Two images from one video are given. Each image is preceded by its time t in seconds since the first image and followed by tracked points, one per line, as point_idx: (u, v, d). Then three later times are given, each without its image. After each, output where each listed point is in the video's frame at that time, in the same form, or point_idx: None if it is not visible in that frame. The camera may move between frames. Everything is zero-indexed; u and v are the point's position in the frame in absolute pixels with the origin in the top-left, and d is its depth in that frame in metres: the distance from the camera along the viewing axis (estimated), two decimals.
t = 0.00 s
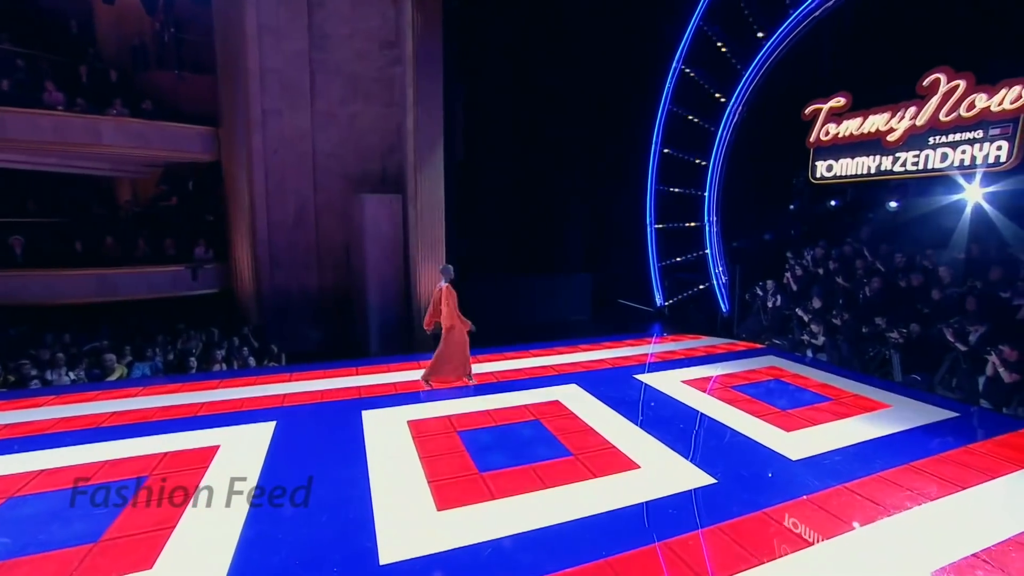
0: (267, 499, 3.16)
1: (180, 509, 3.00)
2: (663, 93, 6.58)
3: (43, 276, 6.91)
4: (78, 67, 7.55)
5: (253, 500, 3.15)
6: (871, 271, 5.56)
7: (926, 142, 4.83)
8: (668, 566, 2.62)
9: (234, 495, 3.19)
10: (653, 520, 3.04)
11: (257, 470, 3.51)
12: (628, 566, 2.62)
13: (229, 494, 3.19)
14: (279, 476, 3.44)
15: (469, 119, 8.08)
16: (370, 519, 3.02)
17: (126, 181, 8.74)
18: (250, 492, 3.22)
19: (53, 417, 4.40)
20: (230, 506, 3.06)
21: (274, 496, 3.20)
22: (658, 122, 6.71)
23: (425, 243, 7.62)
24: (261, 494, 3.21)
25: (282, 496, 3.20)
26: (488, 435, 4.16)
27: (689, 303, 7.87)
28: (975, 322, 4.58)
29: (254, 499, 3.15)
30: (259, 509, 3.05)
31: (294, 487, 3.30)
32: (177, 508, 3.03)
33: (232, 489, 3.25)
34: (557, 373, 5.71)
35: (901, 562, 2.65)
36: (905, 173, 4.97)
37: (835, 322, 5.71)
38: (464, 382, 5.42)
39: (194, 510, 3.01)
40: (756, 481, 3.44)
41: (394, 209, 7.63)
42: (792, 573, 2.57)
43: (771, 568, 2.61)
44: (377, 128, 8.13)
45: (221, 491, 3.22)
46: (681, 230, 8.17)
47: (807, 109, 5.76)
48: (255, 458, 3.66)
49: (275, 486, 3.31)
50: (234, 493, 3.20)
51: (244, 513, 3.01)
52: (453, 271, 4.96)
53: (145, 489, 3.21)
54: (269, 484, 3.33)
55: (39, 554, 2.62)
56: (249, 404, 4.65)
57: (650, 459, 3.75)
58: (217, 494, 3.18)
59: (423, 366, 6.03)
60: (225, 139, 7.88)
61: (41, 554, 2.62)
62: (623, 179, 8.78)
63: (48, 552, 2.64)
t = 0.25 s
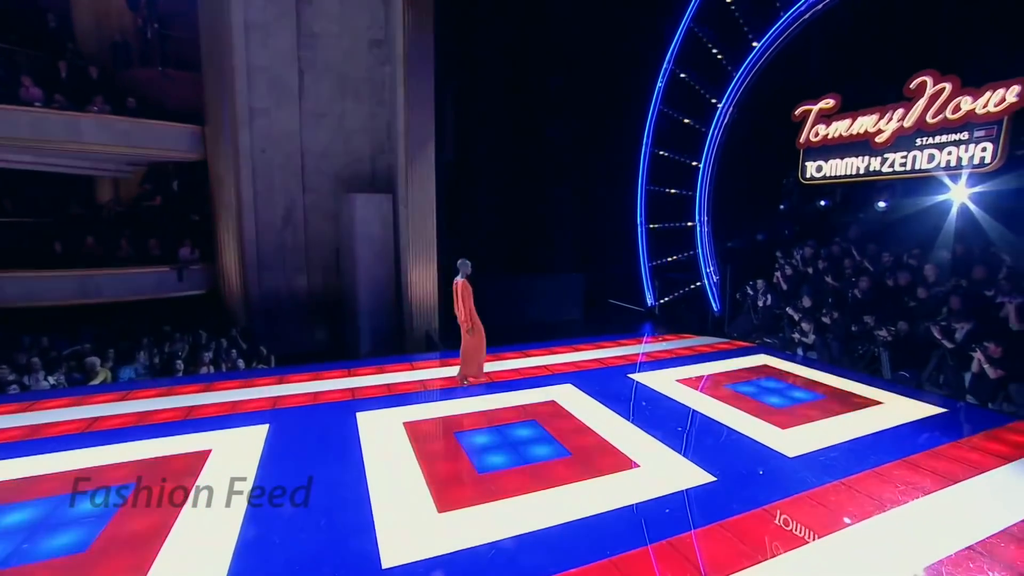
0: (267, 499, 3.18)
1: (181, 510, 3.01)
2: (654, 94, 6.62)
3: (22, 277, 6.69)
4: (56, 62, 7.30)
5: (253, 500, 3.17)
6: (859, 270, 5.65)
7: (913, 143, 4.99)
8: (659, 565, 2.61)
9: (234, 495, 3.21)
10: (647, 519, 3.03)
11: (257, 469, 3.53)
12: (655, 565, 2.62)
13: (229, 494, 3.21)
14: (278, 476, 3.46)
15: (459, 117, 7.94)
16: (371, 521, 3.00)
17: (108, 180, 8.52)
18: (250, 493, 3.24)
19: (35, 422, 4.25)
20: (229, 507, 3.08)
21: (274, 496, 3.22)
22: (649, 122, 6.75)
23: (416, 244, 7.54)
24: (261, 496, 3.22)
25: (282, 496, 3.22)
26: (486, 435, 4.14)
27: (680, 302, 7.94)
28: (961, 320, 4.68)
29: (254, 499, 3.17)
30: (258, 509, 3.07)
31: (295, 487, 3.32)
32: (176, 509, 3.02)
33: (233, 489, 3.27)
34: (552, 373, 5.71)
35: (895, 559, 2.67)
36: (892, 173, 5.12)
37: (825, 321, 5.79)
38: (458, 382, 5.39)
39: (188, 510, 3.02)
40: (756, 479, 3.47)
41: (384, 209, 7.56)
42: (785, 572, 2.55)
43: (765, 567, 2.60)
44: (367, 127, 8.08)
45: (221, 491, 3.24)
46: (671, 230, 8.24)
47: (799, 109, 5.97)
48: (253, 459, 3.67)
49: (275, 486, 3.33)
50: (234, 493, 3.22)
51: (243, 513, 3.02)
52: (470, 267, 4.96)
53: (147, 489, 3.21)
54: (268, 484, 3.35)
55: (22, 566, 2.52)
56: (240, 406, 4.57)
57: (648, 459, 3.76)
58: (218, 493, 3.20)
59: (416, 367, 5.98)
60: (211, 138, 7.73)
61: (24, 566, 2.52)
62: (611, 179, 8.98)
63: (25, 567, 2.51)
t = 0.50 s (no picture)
0: (267, 499, 3.17)
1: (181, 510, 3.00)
2: (645, 95, 6.67)
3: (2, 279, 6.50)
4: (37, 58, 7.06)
5: (253, 501, 3.15)
6: (849, 270, 5.78)
7: (902, 145, 5.09)
8: (653, 565, 2.60)
9: (234, 495, 3.19)
10: (641, 521, 3.01)
11: (256, 469, 3.51)
12: (663, 565, 2.61)
13: (229, 494, 3.19)
14: (278, 476, 3.44)
15: (452, 117, 7.84)
16: (372, 524, 2.97)
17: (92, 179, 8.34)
18: (249, 493, 3.21)
19: (18, 427, 4.11)
20: (230, 506, 3.06)
21: (275, 496, 3.21)
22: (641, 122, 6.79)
23: (409, 244, 7.50)
24: (261, 495, 3.20)
25: (282, 496, 3.20)
26: (485, 436, 4.12)
27: (672, 302, 8.00)
28: (949, 318, 4.76)
29: (254, 500, 3.15)
30: (258, 509, 3.06)
31: (295, 487, 3.30)
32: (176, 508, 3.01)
33: (232, 489, 3.25)
34: (547, 372, 5.72)
35: (890, 551, 2.73)
36: (881, 174, 5.20)
37: (817, 320, 5.87)
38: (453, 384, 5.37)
39: (186, 510, 3.01)
40: (755, 476, 3.52)
41: (376, 209, 7.50)
42: (779, 572, 2.55)
43: (760, 566, 2.60)
44: (358, 127, 8.02)
45: (221, 491, 3.23)
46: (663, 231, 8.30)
47: (789, 111, 6.10)
48: (253, 458, 3.65)
49: (275, 486, 3.31)
50: (234, 493, 3.20)
51: (243, 513, 3.01)
52: (486, 270, 4.94)
53: (147, 490, 3.17)
54: (268, 484, 3.33)
55: None
56: (233, 409, 4.48)
57: (648, 458, 3.78)
58: (217, 493, 3.18)
59: (411, 369, 5.95)
60: (200, 137, 7.61)
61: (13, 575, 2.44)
62: (604, 180, 9.13)
63: None
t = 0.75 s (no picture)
0: (267, 499, 3.17)
1: (181, 509, 3.00)
2: (638, 96, 6.72)
3: None
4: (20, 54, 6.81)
5: (252, 501, 3.15)
6: (840, 270, 5.99)
7: (892, 147, 5.18)
8: (647, 566, 2.60)
9: (234, 495, 3.20)
10: (634, 524, 2.97)
11: (255, 469, 3.50)
12: (658, 567, 2.58)
13: (229, 494, 3.20)
14: (278, 476, 3.45)
15: (445, 118, 7.86)
16: (373, 526, 2.95)
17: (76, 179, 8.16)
18: (249, 494, 3.21)
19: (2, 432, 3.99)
20: (230, 506, 3.06)
21: (274, 496, 3.21)
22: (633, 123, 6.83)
23: (403, 246, 7.44)
24: (261, 495, 3.21)
25: (282, 496, 3.21)
26: (484, 437, 4.10)
27: (665, 303, 8.05)
28: (939, 316, 4.88)
29: (254, 500, 3.15)
30: (258, 509, 3.06)
31: (295, 487, 3.31)
32: (175, 508, 3.01)
33: (232, 489, 3.25)
34: (543, 373, 5.72)
35: (888, 545, 2.78)
36: (874, 174, 5.28)
37: (809, 319, 5.95)
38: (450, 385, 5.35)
39: (184, 510, 3.00)
40: (755, 472, 3.58)
41: (368, 210, 7.44)
42: (782, 570, 2.56)
43: (756, 567, 2.59)
44: (350, 127, 7.95)
45: (221, 491, 3.23)
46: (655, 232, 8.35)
47: (780, 113, 6.14)
48: (253, 457, 3.65)
49: (276, 486, 3.32)
50: (234, 493, 3.21)
51: (243, 513, 3.01)
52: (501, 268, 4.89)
53: (148, 489, 3.18)
54: (268, 484, 3.34)
55: None
56: (227, 412, 4.41)
57: (647, 457, 3.79)
58: (217, 493, 3.18)
59: (406, 370, 5.92)
60: (188, 136, 7.49)
61: None
62: (597, 181, 9.18)
63: None
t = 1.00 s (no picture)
0: (268, 499, 3.15)
1: (181, 509, 2.98)
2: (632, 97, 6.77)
3: None
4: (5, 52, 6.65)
5: (253, 501, 3.14)
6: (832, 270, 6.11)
7: (884, 149, 5.45)
8: (658, 562, 2.63)
9: (234, 495, 3.18)
10: (629, 524, 2.97)
11: (255, 470, 3.49)
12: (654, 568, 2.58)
13: (229, 494, 3.19)
14: (278, 476, 3.44)
15: (438, 120, 7.82)
16: (377, 526, 2.94)
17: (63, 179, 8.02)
18: (249, 494, 3.20)
19: None
20: (230, 506, 3.05)
21: (275, 496, 3.20)
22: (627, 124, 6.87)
23: (398, 246, 7.42)
24: (261, 495, 3.19)
25: (282, 496, 3.19)
26: (484, 437, 4.09)
27: (659, 303, 8.11)
28: (929, 315, 4.99)
29: (254, 499, 3.14)
30: (258, 509, 3.05)
31: (294, 487, 3.30)
32: (175, 508, 3.00)
33: (233, 489, 3.24)
34: (541, 373, 5.73)
35: (887, 540, 2.83)
36: (866, 175, 5.58)
37: (803, 318, 6.05)
38: (447, 386, 5.34)
39: (185, 510, 2.98)
40: (755, 469, 3.63)
41: (362, 211, 7.44)
42: (785, 566, 2.59)
43: (751, 566, 2.60)
44: (344, 127, 7.91)
45: (221, 491, 3.22)
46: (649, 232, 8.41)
47: (774, 115, 6.42)
48: (253, 458, 3.64)
49: (275, 486, 3.30)
50: (234, 493, 3.19)
51: (245, 513, 3.00)
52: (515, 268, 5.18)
53: (148, 490, 3.17)
54: (268, 484, 3.33)
55: None
56: (224, 415, 4.36)
57: (648, 455, 3.81)
58: (217, 493, 3.17)
59: (402, 371, 5.90)
60: (179, 136, 7.39)
61: None
62: (591, 183, 9.23)
63: None
